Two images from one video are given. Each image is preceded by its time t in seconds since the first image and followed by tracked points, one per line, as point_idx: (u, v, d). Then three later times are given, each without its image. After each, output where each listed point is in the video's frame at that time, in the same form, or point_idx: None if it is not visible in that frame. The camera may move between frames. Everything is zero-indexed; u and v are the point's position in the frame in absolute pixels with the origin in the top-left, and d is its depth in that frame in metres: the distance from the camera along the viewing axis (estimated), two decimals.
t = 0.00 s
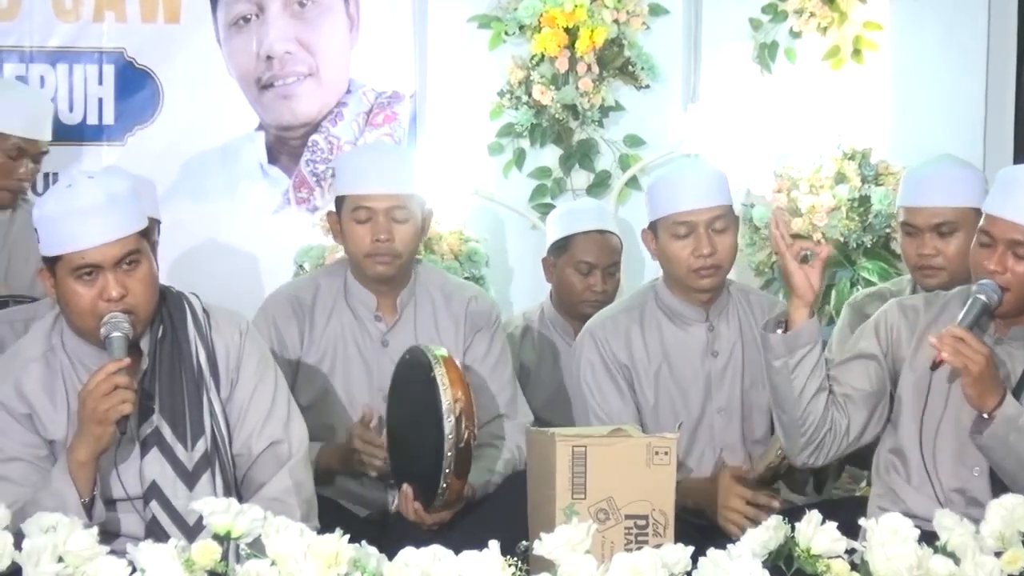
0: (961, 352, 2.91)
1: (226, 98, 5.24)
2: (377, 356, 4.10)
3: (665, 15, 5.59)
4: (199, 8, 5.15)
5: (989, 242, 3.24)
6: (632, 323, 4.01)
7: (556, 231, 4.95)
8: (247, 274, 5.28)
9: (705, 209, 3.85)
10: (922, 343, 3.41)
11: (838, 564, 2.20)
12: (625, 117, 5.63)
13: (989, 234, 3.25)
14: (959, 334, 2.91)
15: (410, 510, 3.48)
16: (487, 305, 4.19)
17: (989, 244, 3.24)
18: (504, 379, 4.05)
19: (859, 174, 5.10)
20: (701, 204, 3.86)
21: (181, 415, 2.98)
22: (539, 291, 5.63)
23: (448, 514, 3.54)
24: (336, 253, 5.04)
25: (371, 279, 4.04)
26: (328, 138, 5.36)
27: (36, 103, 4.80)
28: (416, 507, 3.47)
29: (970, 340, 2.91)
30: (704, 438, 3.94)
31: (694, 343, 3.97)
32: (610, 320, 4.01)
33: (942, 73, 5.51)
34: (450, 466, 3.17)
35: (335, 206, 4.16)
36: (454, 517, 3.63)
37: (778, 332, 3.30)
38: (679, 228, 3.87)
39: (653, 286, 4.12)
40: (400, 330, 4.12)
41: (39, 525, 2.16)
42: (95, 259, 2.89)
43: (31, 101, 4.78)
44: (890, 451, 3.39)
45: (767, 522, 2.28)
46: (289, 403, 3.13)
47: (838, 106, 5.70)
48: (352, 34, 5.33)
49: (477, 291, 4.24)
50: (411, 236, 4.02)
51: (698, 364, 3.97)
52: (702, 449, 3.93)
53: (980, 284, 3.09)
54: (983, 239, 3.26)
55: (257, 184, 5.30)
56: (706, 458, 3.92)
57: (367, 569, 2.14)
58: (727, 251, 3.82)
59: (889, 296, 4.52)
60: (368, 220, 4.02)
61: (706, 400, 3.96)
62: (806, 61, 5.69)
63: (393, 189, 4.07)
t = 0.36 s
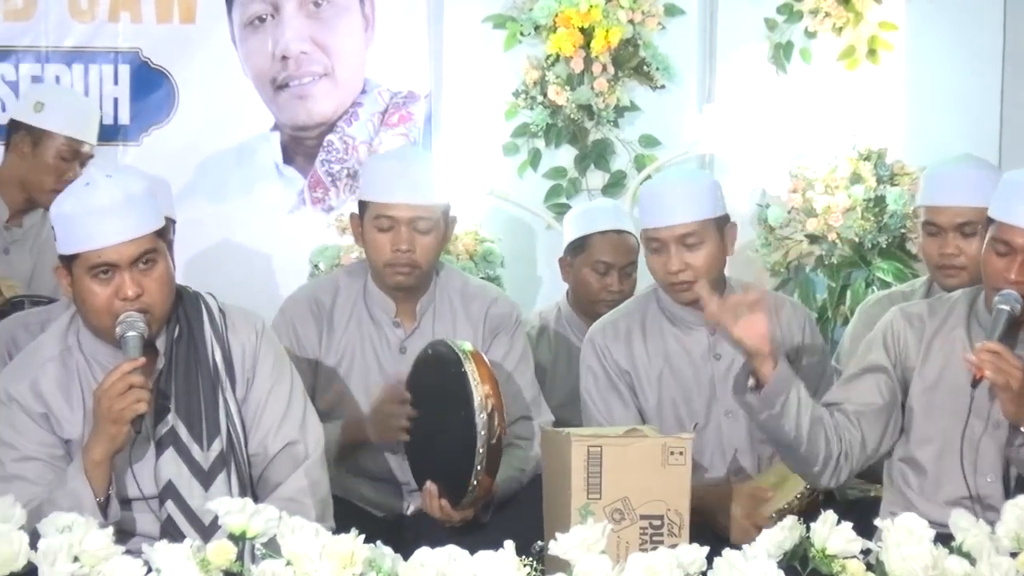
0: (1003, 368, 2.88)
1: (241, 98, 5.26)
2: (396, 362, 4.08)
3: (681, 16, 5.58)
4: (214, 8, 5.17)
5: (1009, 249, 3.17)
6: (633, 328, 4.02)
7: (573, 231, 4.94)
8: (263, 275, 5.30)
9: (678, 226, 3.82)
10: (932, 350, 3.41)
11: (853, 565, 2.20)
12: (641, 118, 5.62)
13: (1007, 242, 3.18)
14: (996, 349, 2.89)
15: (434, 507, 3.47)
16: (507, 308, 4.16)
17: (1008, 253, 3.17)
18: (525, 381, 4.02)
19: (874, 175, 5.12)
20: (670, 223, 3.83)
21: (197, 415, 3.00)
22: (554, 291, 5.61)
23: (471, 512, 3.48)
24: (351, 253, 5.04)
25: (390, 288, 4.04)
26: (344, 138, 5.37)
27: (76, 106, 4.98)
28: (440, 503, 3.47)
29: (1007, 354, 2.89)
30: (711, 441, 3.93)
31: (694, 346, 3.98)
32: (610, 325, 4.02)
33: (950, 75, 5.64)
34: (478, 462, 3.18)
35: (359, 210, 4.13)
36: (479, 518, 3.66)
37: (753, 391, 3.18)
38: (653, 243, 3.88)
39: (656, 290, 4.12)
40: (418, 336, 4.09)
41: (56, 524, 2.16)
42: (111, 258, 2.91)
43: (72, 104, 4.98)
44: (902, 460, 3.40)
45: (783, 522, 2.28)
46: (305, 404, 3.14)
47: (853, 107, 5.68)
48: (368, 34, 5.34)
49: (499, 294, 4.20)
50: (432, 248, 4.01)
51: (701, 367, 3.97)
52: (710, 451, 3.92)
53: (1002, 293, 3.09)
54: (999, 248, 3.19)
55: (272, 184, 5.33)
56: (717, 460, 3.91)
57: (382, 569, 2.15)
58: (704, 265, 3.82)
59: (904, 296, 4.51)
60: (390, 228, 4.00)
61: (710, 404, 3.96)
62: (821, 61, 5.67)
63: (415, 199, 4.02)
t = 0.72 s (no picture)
0: None
1: (254, 98, 5.27)
2: (414, 368, 4.07)
3: (694, 16, 5.58)
4: (227, 8, 5.18)
5: (1014, 265, 3.09)
6: (651, 322, 4.00)
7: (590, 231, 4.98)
8: (277, 277, 5.32)
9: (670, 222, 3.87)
10: (933, 369, 3.33)
11: (866, 565, 2.20)
12: (654, 117, 5.62)
13: (1013, 257, 3.09)
14: None
15: (446, 533, 3.44)
16: (526, 313, 4.13)
17: (1014, 268, 3.09)
18: (540, 390, 4.01)
19: (887, 175, 5.10)
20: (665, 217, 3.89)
21: (210, 416, 3.01)
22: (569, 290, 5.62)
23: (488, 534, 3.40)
24: (364, 254, 5.05)
25: (413, 297, 4.00)
26: (357, 138, 5.37)
27: (119, 119, 4.93)
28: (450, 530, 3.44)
29: None
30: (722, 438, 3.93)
31: (711, 344, 3.97)
32: (626, 321, 4.00)
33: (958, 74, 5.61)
34: (489, 493, 3.22)
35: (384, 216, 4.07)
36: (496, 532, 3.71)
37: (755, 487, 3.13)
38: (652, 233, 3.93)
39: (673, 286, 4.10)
40: (439, 344, 4.09)
41: (69, 524, 2.17)
42: (125, 256, 2.92)
43: (115, 117, 4.92)
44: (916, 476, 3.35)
45: (795, 522, 2.28)
46: (318, 403, 3.16)
47: (867, 106, 5.68)
48: (381, 34, 5.34)
49: (516, 298, 4.17)
50: (456, 261, 3.95)
51: (716, 365, 3.96)
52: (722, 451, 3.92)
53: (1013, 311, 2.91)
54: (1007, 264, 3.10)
55: (286, 185, 5.34)
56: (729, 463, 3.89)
57: (395, 569, 2.15)
58: (696, 265, 3.82)
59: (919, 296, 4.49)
60: (415, 239, 3.93)
61: (724, 403, 3.95)
62: (834, 61, 5.67)
63: (442, 208, 3.94)
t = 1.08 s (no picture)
0: None
1: (267, 98, 5.28)
2: (430, 370, 4.07)
3: (706, 16, 5.57)
4: (241, 8, 5.19)
5: (992, 275, 3.19)
6: (679, 322, 4.02)
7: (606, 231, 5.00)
8: (292, 278, 5.32)
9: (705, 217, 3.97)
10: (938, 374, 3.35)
11: (878, 565, 2.21)
12: (666, 117, 5.62)
13: (988, 268, 3.19)
14: None
15: (459, 531, 3.45)
16: (542, 313, 4.16)
17: (992, 278, 3.18)
18: (553, 392, 4.02)
19: (900, 175, 5.10)
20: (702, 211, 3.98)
21: (224, 419, 3.01)
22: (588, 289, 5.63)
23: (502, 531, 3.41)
24: (377, 254, 5.06)
25: (428, 301, 4.01)
26: (369, 138, 5.38)
27: (155, 131, 4.82)
28: (465, 528, 3.45)
29: None
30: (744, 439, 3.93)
31: (738, 342, 3.98)
32: (652, 317, 4.05)
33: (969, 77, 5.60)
34: (507, 492, 3.22)
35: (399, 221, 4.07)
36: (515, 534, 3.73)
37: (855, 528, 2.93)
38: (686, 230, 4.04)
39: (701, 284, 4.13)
40: (454, 344, 4.09)
41: (82, 524, 2.18)
42: (134, 249, 2.94)
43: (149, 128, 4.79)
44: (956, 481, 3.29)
45: (808, 522, 2.28)
46: (332, 411, 3.18)
47: (880, 107, 5.67)
48: (394, 35, 5.34)
49: (529, 298, 4.18)
50: (471, 266, 3.96)
51: (741, 366, 3.97)
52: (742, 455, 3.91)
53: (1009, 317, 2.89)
54: (983, 276, 3.20)
55: (299, 185, 5.34)
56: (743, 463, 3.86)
57: (408, 569, 2.16)
58: (729, 262, 3.90)
59: (934, 296, 4.48)
60: (429, 244, 3.94)
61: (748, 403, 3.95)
62: (847, 62, 5.67)
63: (456, 214, 3.94)
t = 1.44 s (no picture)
0: None
1: (285, 98, 5.29)
2: (450, 369, 4.10)
3: (724, 16, 5.56)
4: (259, 8, 5.20)
5: (980, 276, 3.17)
6: (705, 321, 4.02)
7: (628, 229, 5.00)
8: (311, 280, 5.32)
9: (748, 211, 3.98)
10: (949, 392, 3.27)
11: (897, 565, 2.20)
12: (684, 117, 5.62)
13: (975, 269, 3.16)
14: None
15: (481, 532, 3.49)
16: (564, 312, 4.17)
17: (980, 280, 3.16)
18: (574, 392, 4.03)
19: (918, 175, 5.10)
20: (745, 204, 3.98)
21: (241, 414, 3.03)
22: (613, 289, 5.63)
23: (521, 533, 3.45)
24: (395, 254, 5.08)
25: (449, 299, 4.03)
26: (387, 138, 5.39)
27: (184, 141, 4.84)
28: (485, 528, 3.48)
29: None
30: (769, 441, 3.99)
31: (764, 342, 3.99)
32: (678, 315, 4.03)
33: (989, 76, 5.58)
34: (528, 489, 3.23)
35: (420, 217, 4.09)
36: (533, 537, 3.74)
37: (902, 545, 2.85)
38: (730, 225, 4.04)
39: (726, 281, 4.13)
40: (474, 344, 4.11)
41: (101, 523, 2.20)
42: (146, 247, 2.95)
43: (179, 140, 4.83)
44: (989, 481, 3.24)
45: (825, 523, 2.27)
46: (350, 405, 3.19)
47: (895, 106, 5.68)
48: (412, 35, 5.36)
49: (550, 300, 4.18)
50: (492, 264, 3.97)
51: (766, 364, 3.99)
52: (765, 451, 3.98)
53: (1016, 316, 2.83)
54: (970, 276, 3.17)
55: (316, 185, 5.35)
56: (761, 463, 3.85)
57: (426, 569, 2.17)
58: (773, 257, 3.92)
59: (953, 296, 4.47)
60: (450, 242, 3.95)
61: (773, 402, 3.99)
62: (864, 62, 5.67)
63: (477, 212, 3.95)
